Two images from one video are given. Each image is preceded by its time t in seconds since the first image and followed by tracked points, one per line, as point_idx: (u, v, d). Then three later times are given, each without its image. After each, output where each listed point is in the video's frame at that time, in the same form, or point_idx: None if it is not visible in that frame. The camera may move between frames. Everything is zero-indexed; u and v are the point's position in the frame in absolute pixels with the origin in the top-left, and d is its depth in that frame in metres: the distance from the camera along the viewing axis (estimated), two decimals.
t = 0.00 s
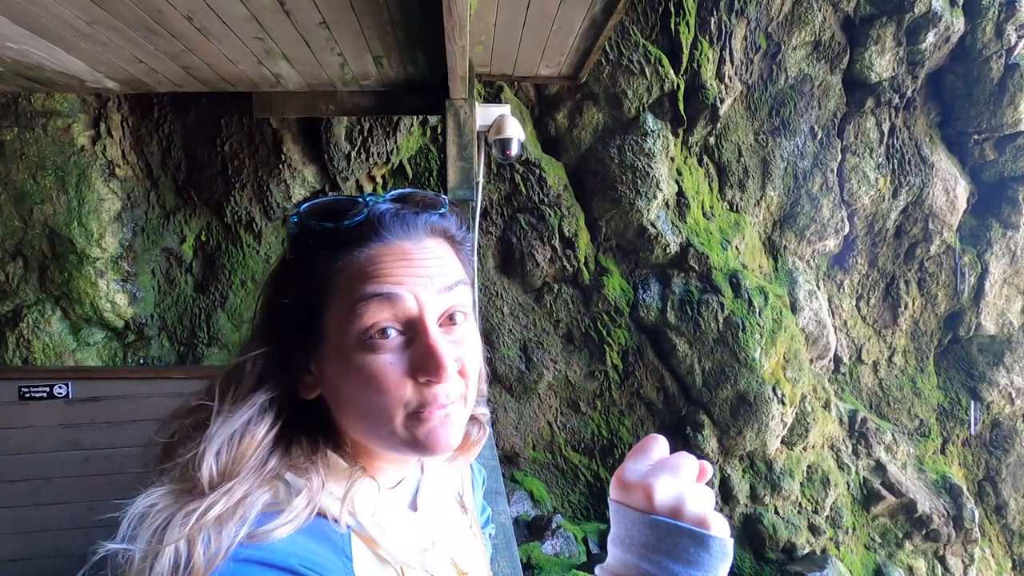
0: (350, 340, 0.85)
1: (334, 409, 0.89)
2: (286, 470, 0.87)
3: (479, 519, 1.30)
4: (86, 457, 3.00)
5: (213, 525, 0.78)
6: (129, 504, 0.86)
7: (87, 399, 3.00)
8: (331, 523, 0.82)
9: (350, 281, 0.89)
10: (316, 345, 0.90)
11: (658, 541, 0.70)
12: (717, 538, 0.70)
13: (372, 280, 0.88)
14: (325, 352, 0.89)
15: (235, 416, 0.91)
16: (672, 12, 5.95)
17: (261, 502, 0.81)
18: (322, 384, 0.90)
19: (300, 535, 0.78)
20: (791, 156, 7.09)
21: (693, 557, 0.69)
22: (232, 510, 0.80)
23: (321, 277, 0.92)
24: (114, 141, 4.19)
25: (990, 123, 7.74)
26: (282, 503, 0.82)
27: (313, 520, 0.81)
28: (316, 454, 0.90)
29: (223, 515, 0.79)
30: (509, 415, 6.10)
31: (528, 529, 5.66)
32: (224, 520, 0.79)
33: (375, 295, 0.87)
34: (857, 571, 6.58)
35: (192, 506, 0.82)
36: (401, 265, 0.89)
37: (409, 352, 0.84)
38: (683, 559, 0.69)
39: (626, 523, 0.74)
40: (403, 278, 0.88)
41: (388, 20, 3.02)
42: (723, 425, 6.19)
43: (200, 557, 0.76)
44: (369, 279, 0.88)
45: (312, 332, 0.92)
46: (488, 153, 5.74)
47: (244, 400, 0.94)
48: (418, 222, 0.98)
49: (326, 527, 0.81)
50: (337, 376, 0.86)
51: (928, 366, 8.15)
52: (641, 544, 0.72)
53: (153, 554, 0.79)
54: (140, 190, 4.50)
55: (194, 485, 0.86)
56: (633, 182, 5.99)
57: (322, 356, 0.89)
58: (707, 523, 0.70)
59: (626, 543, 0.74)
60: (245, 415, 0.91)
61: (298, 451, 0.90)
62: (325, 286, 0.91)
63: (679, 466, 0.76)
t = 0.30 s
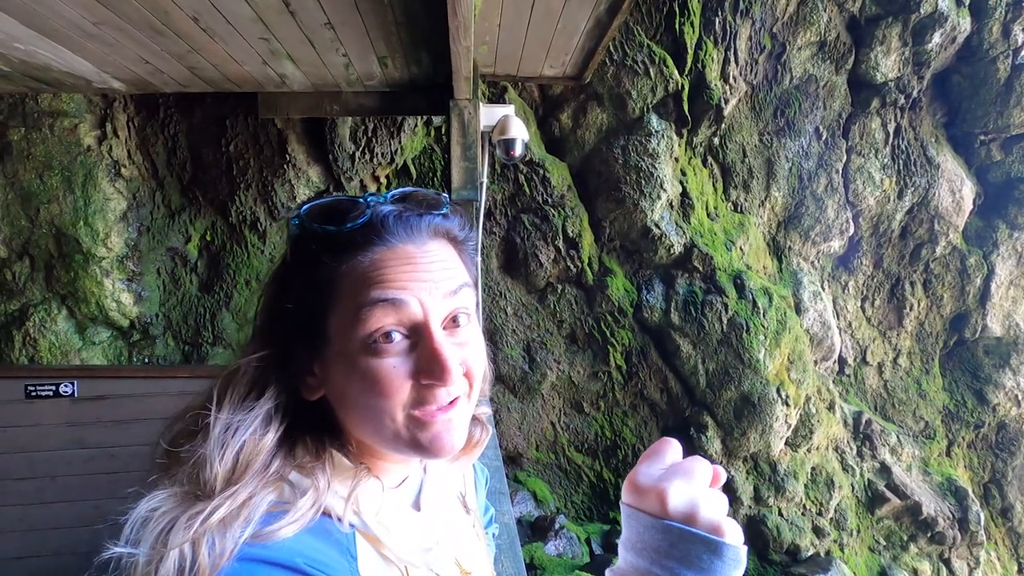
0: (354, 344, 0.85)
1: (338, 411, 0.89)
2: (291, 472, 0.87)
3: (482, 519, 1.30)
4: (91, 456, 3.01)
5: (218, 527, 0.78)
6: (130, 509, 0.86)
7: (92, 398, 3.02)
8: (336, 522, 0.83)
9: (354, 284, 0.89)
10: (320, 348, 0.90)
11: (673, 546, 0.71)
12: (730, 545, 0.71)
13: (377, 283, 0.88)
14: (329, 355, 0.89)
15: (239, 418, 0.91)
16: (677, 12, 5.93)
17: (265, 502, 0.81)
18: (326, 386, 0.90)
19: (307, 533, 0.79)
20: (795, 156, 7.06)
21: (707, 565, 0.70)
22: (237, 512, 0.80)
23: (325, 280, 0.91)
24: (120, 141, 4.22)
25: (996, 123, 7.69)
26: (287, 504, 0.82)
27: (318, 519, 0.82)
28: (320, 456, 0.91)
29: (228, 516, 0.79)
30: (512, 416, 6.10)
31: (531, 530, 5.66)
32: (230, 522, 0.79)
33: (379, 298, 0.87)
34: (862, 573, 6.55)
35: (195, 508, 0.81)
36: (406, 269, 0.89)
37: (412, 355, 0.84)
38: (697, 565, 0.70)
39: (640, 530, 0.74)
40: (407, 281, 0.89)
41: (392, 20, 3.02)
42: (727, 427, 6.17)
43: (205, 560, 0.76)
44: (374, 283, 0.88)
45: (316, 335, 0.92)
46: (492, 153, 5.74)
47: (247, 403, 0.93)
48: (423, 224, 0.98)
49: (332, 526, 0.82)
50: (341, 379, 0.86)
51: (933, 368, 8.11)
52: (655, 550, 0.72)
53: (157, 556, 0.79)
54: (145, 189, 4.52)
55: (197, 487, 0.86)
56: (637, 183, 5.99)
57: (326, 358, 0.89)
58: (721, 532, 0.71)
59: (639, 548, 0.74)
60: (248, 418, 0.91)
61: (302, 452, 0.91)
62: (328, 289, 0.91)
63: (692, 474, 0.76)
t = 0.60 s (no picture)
0: (375, 347, 0.84)
1: (354, 413, 0.89)
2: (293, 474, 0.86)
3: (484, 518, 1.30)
4: (96, 455, 3.03)
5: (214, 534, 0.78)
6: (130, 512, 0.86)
7: (97, 397, 3.02)
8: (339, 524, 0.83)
9: (373, 284, 0.87)
10: (335, 349, 0.89)
11: (675, 547, 0.71)
12: (734, 545, 0.71)
13: (400, 284, 0.87)
14: (345, 357, 0.88)
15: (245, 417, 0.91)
16: (680, 11, 5.91)
17: (264, 507, 0.81)
18: (341, 388, 0.89)
19: (308, 538, 0.78)
20: (799, 156, 7.04)
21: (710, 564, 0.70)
22: (235, 516, 0.79)
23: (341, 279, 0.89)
24: (124, 141, 4.23)
25: (1001, 123, 7.65)
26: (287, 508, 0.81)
27: (324, 521, 0.82)
28: (325, 456, 0.90)
29: (225, 522, 0.79)
30: (515, 415, 6.10)
31: (533, 529, 5.67)
32: (227, 529, 0.78)
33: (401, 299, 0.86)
34: (864, 573, 6.55)
35: (192, 514, 0.81)
36: (425, 269, 0.89)
37: (436, 355, 0.84)
38: (699, 565, 0.70)
39: (642, 530, 0.74)
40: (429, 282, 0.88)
41: (395, 20, 3.03)
42: (729, 427, 6.16)
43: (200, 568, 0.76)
44: (394, 283, 0.87)
45: (330, 337, 0.90)
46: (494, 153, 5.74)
47: (256, 402, 0.92)
48: (435, 225, 0.98)
49: (334, 527, 0.82)
50: (363, 381, 0.85)
51: (937, 368, 8.08)
52: (658, 551, 0.72)
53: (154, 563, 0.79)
54: (149, 189, 4.54)
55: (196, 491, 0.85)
56: (639, 182, 5.97)
57: (341, 360, 0.88)
58: (725, 531, 0.71)
59: (642, 548, 0.74)
60: (254, 421, 0.89)
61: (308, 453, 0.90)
62: (342, 291, 0.89)
63: (695, 473, 0.76)
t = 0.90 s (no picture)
0: (423, 346, 0.85)
1: (386, 412, 0.88)
2: (293, 483, 0.84)
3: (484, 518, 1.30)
4: (96, 454, 3.03)
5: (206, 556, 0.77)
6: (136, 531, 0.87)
7: (96, 396, 3.02)
8: (340, 536, 0.81)
9: (408, 281, 0.86)
10: (364, 348, 0.86)
11: (671, 541, 0.71)
12: (730, 538, 0.71)
13: (435, 279, 0.87)
14: (375, 355, 0.86)
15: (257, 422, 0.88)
16: (680, 12, 5.90)
17: (261, 522, 0.79)
18: (370, 387, 0.87)
19: (311, 548, 0.77)
20: (799, 156, 7.03)
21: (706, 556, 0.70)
22: (230, 534, 0.78)
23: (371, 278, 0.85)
24: (124, 141, 4.23)
25: (1001, 123, 7.63)
26: (285, 522, 0.80)
27: (329, 534, 0.79)
28: (334, 459, 0.89)
29: (222, 540, 0.78)
30: (515, 415, 6.11)
31: (533, 529, 5.68)
32: (220, 549, 0.77)
33: (436, 293, 0.87)
34: (864, 573, 6.55)
35: (191, 532, 0.80)
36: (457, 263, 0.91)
37: (469, 345, 0.88)
38: (695, 558, 0.70)
39: (637, 527, 0.74)
40: (456, 277, 0.89)
41: (395, 20, 3.03)
42: (729, 427, 6.16)
43: None
44: (427, 279, 0.87)
45: (360, 337, 0.87)
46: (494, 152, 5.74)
47: (278, 406, 0.89)
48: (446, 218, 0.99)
49: (334, 539, 0.80)
50: (404, 377, 0.85)
51: (937, 368, 8.08)
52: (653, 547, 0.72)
53: None
54: (149, 189, 4.54)
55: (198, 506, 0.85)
56: (639, 182, 5.97)
57: (378, 361, 0.86)
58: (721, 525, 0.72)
59: (637, 544, 0.74)
60: (279, 430, 0.86)
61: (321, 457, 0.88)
62: (378, 290, 0.86)
63: (690, 468, 0.76)
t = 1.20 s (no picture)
0: (453, 318, 0.92)
1: (412, 390, 0.91)
2: (309, 477, 0.85)
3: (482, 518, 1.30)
4: (95, 454, 3.03)
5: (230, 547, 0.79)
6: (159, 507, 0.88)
7: (96, 396, 3.02)
8: (344, 536, 0.82)
9: (438, 259, 0.94)
10: (396, 321, 0.90)
11: (597, 504, 0.82)
12: (650, 486, 0.83)
13: (460, 259, 0.96)
14: (405, 330, 0.90)
15: (278, 402, 0.88)
16: (680, 11, 5.89)
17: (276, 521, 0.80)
18: (399, 363, 0.90)
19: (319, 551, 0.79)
20: (799, 156, 7.03)
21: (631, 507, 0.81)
22: (249, 530, 0.80)
23: (404, 255, 0.93)
24: (124, 141, 4.23)
25: (1001, 123, 7.62)
26: (297, 522, 0.81)
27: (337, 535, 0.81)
28: (345, 457, 0.89)
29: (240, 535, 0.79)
30: (514, 415, 6.11)
31: (533, 529, 5.68)
32: (242, 542, 0.79)
33: (457, 274, 0.94)
34: (864, 573, 6.55)
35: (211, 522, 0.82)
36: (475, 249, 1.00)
37: (487, 321, 0.96)
38: (618, 512, 0.81)
39: (566, 497, 0.85)
40: (470, 260, 0.97)
41: (395, 20, 3.03)
42: (729, 427, 6.16)
43: None
44: (450, 259, 0.95)
45: (394, 310, 0.91)
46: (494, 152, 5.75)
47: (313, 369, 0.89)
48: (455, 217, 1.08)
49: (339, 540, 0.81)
50: (434, 349, 0.90)
51: (937, 368, 8.08)
52: (581, 509, 0.83)
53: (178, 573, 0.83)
54: (149, 189, 4.54)
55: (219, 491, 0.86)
56: (639, 182, 5.97)
57: (410, 333, 0.90)
58: (643, 476, 0.83)
59: (573, 513, 0.85)
60: (308, 407, 0.88)
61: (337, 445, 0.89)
62: (413, 264, 0.93)
63: (615, 435, 0.88)
